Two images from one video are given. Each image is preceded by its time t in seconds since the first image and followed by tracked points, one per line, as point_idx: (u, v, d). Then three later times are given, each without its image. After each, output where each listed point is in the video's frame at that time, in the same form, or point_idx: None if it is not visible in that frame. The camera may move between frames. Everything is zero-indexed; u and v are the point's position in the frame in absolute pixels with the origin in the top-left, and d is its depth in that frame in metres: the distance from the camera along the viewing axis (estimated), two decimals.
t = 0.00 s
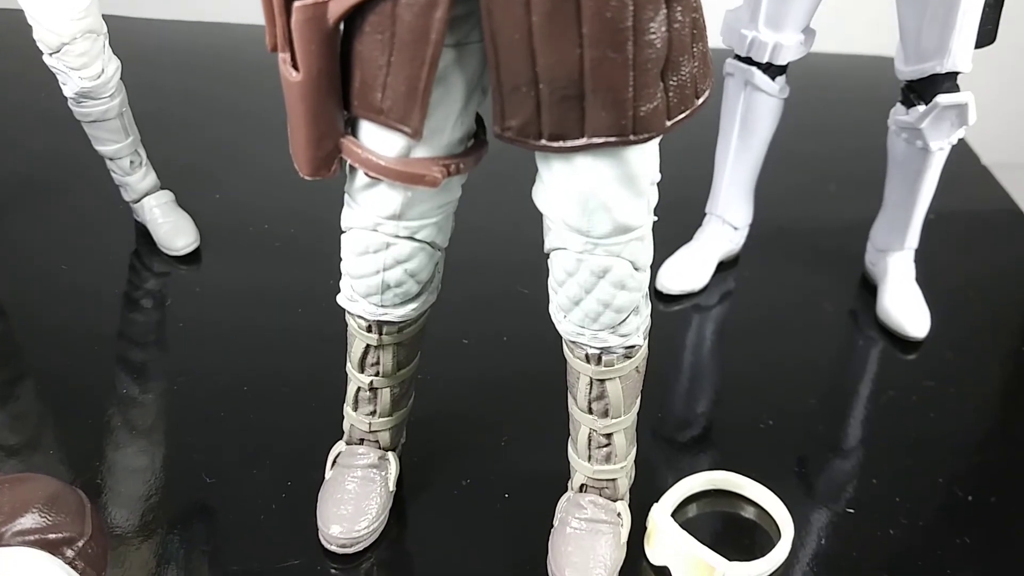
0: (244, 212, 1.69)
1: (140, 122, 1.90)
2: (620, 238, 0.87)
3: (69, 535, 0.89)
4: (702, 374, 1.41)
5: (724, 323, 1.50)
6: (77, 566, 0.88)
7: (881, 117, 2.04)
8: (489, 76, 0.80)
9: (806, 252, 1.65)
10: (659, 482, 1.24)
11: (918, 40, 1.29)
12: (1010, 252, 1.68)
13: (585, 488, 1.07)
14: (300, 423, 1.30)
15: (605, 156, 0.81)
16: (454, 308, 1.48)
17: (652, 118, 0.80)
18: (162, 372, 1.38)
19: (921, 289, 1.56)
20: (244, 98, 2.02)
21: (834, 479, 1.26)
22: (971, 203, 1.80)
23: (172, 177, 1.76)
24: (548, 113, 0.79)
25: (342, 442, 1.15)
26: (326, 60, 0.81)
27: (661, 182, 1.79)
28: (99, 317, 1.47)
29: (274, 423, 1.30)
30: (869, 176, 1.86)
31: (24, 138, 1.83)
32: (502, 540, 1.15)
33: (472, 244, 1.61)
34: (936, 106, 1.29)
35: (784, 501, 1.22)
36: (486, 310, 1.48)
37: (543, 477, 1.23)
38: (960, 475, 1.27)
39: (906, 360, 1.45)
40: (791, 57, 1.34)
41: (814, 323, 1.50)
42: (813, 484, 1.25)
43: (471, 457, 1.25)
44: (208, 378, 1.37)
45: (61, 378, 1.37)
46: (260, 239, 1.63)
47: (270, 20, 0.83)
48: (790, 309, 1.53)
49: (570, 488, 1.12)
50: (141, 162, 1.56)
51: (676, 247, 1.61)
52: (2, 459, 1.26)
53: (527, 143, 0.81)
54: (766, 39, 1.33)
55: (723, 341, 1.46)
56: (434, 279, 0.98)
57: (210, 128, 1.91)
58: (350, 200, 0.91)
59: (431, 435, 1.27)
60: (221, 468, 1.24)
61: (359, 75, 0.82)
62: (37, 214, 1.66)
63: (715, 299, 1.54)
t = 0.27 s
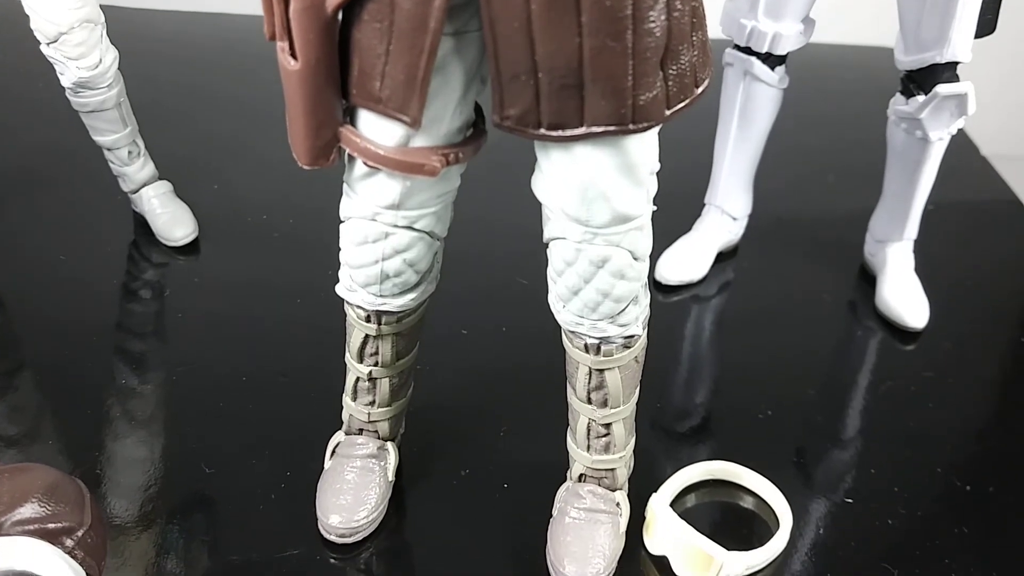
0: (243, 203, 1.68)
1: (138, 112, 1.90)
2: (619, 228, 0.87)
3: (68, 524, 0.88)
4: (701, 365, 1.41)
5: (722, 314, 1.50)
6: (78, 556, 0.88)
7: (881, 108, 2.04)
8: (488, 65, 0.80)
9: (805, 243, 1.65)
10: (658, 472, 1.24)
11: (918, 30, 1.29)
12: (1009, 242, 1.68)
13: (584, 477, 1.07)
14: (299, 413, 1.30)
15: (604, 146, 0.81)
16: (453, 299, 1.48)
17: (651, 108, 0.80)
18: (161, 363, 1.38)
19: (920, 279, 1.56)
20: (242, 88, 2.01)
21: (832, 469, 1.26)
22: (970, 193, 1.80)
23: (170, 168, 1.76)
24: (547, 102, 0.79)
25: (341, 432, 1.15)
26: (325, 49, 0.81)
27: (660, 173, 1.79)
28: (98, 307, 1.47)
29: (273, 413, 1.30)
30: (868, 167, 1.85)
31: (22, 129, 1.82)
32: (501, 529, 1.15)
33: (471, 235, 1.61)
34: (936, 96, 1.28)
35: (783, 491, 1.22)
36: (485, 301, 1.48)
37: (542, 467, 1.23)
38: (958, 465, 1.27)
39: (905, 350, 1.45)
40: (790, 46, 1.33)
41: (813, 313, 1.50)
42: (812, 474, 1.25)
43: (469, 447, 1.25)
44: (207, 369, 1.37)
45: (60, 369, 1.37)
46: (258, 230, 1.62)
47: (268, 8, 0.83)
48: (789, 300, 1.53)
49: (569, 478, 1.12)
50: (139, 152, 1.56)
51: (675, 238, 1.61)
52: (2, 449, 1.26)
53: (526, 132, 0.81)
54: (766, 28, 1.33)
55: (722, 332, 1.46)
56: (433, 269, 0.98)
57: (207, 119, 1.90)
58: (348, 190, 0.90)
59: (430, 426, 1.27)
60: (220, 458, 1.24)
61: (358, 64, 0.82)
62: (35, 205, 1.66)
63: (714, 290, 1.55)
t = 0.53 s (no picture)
0: (241, 197, 1.68)
1: (136, 106, 1.90)
2: (616, 221, 0.87)
3: (66, 517, 0.88)
4: (699, 358, 1.41)
5: (720, 307, 1.50)
6: (77, 548, 0.88)
7: (879, 101, 2.04)
8: (486, 58, 0.80)
9: (803, 236, 1.65)
10: (655, 465, 1.25)
11: (915, 23, 1.29)
12: (1006, 236, 1.68)
13: (582, 470, 1.07)
14: (298, 407, 1.30)
15: (601, 139, 0.81)
16: (451, 293, 1.48)
17: (648, 101, 0.80)
18: (160, 356, 1.38)
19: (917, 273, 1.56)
20: (240, 82, 2.01)
21: (829, 462, 1.26)
22: (968, 187, 1.80)
23: (167, 162, 1.76)
24: (544, 95, 0.79)
25: (340, 425, 1.15)
26: (322, 42, 0.81)
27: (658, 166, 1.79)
28: (96, 301, 1.47)
29: (272, 407, 1.30)
30: (866, 160, 1.86)
31: (20, 122, 1.82)
32: (499, 522, 1.15)
33: (469, 229, 1.61)
34: (933, 89, 1.28)
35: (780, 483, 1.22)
36: (483, 294, 1.48)
37: (540, 460, 1.23)
38: (955, 457, 1.27)
39: (902, 343, 1.46)
40: (787, 39, 1.33)
41: (811, 307, 1.51)
42: (809, 467, 1.25)
43: (467, 440, 1.25)
44: (206, 362, 1.37)
45: (59, 362, 1.37)
46: (256, 223, 1.63)
47: (266, 2, 0.83)
48: (786, 293, 1.53)
49: (567, 471, 1.12)
50: (137, 146, 1.56)
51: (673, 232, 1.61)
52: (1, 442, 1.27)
53: (523, 126, 0.81)
54: (763, 22, 1.33)
55: (719, 325, 1.47)
56: (431, 262, 0.98)
57: (205, 113, 1.90)
58: (346, 183, 0.91)
59: (428, 419, 1.28)
60: (219, 452, 1.24)
61: (355, 57, 0.82)
62: (33, 199, 1.66)
63: (712, 283, 1.55)
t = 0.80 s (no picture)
0: (238, 192, 1.68)
1: (132, 101, 1.89)
2: (614, 216, 0.87)
3: (64, 512, 0.89)
4: (697, 352, 1.41)
5: (718, 301, 1.50)
6: (74, 544, 0.88)
7: (878, 95, 2.03)
8: (482, 52, 0.80)
9: (801, 230, 1.65)
10: (653, 459, 1.25)
11: (913, 17, 1.28)
12: (1005, 229, 1.68)
13: (579, 465, 1.07)
14: (296, 402, 1.30)
15: (599, 133, 0.81)
16: (449, 288, 1.48)
17: (645, 95, 0.80)
18: (157, 352, 1.38)
19: (915, 266, 1.56)
20: (237, 76, 2.00)
21: (827, 456, 1.26)
22: (967, 181, 1.80)
23: (165, 156, 1.75)
24: (541, 89, 0.79)
25: (337, 420, 1.15)
26: (318, 37, 0.81)
27: (656, 160, 1.79)
28: (93, 296, 1.47)
29: (270, 401, 1.30)
30: (864, 154, 1.85)
31: (16, 117, 1.82)
32: (497, 517, 1.15)
33: (467, 223, 1.61)
34: (932, 83, 1.28)
35: (777, 478, 1.22)
36: (481, 289, 1.48)
37: (538, 454, 1.23)
38: (952, 451, 1.27)
39: (900, 337, 1.46)
40: (785, 33, 1.33)
41: (809, 301, 1.51)
42: (807, 461, 1.26)
43: (465, 434, 1.25)
44: (203, 357, 1.37)
45: (56, 357, 1.37)
46: (254, 218, 1.62)
47: None
48: (785, 288, 1.53)
49: (565, 465, 1.12)
50: (134, 141, 1.55)
51: (671, 226, 1.61)
52: None
53: (520, 120, 0.81)
54: (761, 15, 1.32)
55: (717, 320, 1.47)
56: (428, 257, 0.98)
57: (202, 107, 1.89)
58: (343, 178, 0.90)
59: (427, 414, 1.28)
60: (217, 446, 1.24)
61: (351, 51, 0.81)
62: (30, 194, 1.65)
63: (710, 278, 1.55)
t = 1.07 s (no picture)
0: (236, 190, 1.68)
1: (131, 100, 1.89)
2: (610, 215, 0.87)
3: (64, 510, 0.89)
4: (694, 350, 1.42)
5: (716, 299, 1.51)
6: (73, 542, 0.89)
7: (876, 92, 2.03)
8: (478, 53, 0.80)
9: (798, 228, 1.66)
10: (650, 457, 1.25)
11: (909, 15, 1.29)
12: (1002, 227, 1.68)
13: (576, 463, 1.08)
14: (294, 400, 1.31)
15: (595, 133, 0.82)
16: (447, 286, 1.48)
17: (641, 95, 0.80)
18: (156, 350, 1.39)
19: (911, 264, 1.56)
20: (235, 75, 2.00)
21: (824, 454, 1.27)
22: (964, 178, 1.81)
23: (163, 155, 1.75)
24: (537, 89, 0.79)
25: (335, 418, 1.15)
26: (315, 37, 0.81)
27: (654, 158, 1.79)
28: (91, 295, 1.47)
29: (269, 400, 1.31)
30: (862, 152, 1.86)
31: (15, 116, 1.82)
32: (495, 514, 1.16)
33: (465, 222, 1.61)
34: (927, 81, 1.29)
35: (774, 475, 1.23)
36: (479, 287, 1.48)
37: (536, 452, 1.24)
38: (948, 448, 1.28)
39: (896, 335, 1.46)
40: (781, 32, 1.33)
41: (806, 298, 1.51)
42: (803, 458, 1.26)
43: (464, 432, 1.26)
44: (201, 355, 1.37)
45: (55, 356, 1.37)
46: (252, 217, 1.62)
47: None
48: (782, 285, 1.54)
49: (562, 463, 1.13)
50: (132, 140, 1.56)
51: (669, 224, 1.62)
52: None
53: (516, 120, 0.81)
54: (758, 14, 1.32)
55: (714, 317, 1.47)
56: (425, 256, 0.98)
57: (200, 106, 1.90)
58: (340, 177, 0.91)
59: (425, 412, 1.28)
60: (216, 445, 1.25)
61: (348, 52, 0.82)
62: (28, 193, 1.65)
63: (707, 275, 1.55)
